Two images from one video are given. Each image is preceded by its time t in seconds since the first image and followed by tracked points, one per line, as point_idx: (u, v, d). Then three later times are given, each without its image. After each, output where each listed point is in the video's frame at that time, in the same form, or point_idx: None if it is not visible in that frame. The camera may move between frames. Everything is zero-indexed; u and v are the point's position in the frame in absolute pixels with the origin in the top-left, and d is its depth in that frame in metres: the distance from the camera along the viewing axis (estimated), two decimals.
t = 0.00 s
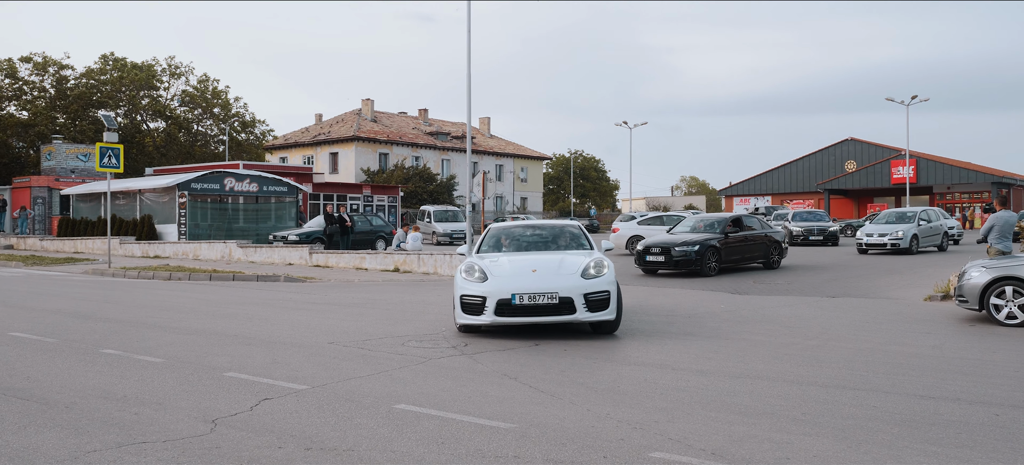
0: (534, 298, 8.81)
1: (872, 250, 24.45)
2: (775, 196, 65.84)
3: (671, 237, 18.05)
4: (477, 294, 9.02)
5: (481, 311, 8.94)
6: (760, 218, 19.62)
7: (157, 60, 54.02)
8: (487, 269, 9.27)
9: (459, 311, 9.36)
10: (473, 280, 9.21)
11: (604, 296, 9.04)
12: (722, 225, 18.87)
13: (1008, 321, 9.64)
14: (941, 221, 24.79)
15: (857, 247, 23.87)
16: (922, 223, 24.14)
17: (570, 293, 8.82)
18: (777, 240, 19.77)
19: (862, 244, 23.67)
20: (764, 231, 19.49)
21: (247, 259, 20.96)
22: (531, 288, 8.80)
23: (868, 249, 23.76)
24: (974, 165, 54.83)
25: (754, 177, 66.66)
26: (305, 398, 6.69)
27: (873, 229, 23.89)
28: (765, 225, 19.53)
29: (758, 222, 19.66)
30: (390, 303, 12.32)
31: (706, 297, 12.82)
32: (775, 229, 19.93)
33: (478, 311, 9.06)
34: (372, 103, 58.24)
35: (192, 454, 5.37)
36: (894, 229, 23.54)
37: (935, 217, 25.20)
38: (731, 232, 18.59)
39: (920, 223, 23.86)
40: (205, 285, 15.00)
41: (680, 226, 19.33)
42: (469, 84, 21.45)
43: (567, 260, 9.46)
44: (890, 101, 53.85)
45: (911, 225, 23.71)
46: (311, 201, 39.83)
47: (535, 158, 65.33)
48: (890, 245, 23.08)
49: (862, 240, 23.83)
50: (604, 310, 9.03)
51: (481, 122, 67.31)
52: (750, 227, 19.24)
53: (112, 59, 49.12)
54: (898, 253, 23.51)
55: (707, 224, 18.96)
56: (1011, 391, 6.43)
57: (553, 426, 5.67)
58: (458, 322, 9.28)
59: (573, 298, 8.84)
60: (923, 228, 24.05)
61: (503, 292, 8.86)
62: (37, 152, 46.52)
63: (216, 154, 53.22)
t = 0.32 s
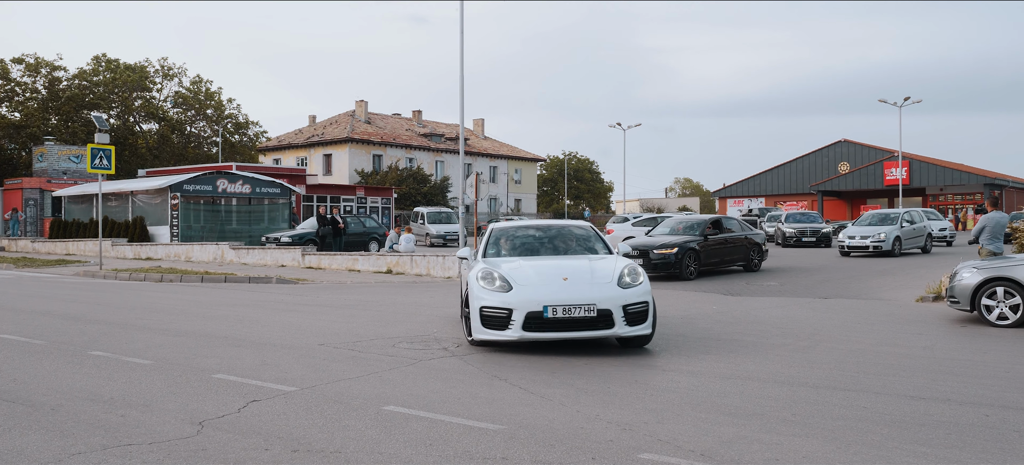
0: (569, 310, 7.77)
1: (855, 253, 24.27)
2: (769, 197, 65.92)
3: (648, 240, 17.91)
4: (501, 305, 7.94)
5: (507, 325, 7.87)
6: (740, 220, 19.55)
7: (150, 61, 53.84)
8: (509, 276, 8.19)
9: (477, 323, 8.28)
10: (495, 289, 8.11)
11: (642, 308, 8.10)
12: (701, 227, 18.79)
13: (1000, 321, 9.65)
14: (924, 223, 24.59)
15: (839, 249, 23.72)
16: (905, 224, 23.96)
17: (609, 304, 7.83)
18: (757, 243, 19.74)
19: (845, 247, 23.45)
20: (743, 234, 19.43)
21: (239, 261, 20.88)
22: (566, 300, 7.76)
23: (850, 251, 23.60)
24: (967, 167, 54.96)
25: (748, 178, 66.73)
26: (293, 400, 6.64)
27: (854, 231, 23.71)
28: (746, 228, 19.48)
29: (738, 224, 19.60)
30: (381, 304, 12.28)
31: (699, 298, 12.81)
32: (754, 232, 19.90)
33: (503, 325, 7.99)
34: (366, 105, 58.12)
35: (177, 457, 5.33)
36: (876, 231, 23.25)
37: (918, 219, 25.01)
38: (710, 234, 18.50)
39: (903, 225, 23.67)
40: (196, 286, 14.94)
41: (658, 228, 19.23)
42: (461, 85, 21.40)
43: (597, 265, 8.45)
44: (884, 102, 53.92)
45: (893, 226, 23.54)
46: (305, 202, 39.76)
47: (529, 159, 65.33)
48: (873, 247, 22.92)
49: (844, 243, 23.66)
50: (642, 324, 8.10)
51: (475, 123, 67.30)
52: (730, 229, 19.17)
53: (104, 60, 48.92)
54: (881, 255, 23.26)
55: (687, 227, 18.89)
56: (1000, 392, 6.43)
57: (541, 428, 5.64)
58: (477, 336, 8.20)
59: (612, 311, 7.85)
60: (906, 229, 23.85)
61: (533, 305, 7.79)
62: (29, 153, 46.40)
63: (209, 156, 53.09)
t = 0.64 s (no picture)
0: (633, 325, 6.72)
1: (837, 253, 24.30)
2: (762, 197, 66.04)
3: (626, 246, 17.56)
4: (552, 319, 6.83)
5: (560, 342, 6.76)
6: (717, 221, 19.57)
7: (142, 61, 53.61)
8: (557, 284, 7.07)
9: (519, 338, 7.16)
10: (542, 300, 6.98)
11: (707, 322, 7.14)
12: (679, 228, 18.82)
13: (989, 321, 9.68)
14: (906, 224, 24.58)
15: (821, 249, 23.71)
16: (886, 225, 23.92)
17: (676, 317, 6.83)
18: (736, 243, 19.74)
19: (825, 247, 23.48)
20: (721, 234, 19.42)
21: (231, 261, 20.81)
22: (628, 312, 6.71)
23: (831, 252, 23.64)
24: (958, 167, 55.15)
25: (740, 178, 66.86)
26: (280, 400, 6.60)
27: (835, 231, 23.67)
28: (724, 229, 19.45)
29: (716, 225, 19.60)
30: (372, 304, 12.24)
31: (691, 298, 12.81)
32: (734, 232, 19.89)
33: (553, 341, 6.89)
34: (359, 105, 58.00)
35: (161, 457, 5.28)
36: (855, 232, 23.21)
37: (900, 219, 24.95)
38: (687, 236, 18.52)
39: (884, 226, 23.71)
40: (186, 286, 14.87)
41: (635, 230, 19.26)
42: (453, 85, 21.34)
43: (649, 269, 7.44)
44: (876, 103, 53.99)
45: (875, 226, 23.54)
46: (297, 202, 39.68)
47: (522, 159, 65.32)
48: (854, 248, 22.94)
49: (825, 243, 23.64)
50: (707, 339, 7.15)
51: (468, 124, 67.29)
52: (708, 230, 19.18)
53: (96, 59, 48.65)
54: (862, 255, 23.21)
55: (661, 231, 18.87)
56: (989, 391, 6.43)
57: (529, 427, 5.61)
58: (519, 354, 7.07)
59: (679, 326, 6.85)
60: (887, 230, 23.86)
61: (591, 318, 6.71)
62: (20, 153, 46.22)
63: (202, 156, 52.93)
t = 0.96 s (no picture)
0: (738, 343, 5.66)
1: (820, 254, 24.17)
2: (755, 197, 66.12)
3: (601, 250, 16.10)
4: (641, 338, 5.73)
5: (651, 365, 5.67)
6: (693, 221, 19.66)
7: (135, 60, 53.45)
8: (640, 296, 5.99)
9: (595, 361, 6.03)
10: (623, 316, 5.87)
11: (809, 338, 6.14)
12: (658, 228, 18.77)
13: (979, 320, 9.69)
14: (890, 225, 24.43)
15: (802, 250, 23.68)
16: (869, 226, 23.70)
17: (783, 333, 5.80)
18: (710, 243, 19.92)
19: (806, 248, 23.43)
20: (697, 235, 19.57)
21: (223, 261, 20.75)
22: (732, 328, 5.66)
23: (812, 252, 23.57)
24: (950, 167, 55.32)
25: (734, 178, 66.94)
26: (266, 400, 6.56)
27: (816, 231, 23.59)
28: (700, 229, 19.60)
29: (691, 225, 19.69)
30: (362, 304, 12.19)
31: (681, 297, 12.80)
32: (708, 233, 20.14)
33: (640, 364, 5.78)
34: (352, 104, 57.89)
35: (145, 457, 5.24)
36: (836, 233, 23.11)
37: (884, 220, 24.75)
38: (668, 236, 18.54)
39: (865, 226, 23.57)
40: (178, 286, 14.80)
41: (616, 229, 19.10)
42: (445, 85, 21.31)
43: (734, 276, 6.43)
44: (869, 103, 54.06)
45: (856, 227, 23.42)
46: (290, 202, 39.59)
47: (516, 159, 65.30)
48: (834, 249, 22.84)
49: (805, 244, 23.63)
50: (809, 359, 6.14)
51: (462, 123, 67.19)
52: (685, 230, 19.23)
53: (88, 59, 48.47)
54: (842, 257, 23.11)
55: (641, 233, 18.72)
56: (977, 390, 6.43)
57: (516, 428, 5.58)
58: (596, 379, 5.97)
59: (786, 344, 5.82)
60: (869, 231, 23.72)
61: (689, 336, 5.63)
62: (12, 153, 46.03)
63: (194, 156, 52.82)
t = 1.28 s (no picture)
0: (995, 386, 4.09)
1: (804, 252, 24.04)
2: (747, 198, 66.23)
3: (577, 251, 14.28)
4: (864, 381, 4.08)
5: (883, 418, 4.04)
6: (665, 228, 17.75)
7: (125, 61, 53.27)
8: (848, 318, 4.31)
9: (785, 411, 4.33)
10: (833, 347, 4.19)
11: None
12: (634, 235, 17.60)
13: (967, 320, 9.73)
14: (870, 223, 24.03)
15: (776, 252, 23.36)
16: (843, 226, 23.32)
17: None
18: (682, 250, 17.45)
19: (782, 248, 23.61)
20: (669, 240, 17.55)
21: (212, 262, 20.66)
22: (987, 365, 4.08)
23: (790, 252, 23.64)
24: (940, 167, 55.52)
25: (726, 179, 67.06)
26: (249, 402, 6.51)
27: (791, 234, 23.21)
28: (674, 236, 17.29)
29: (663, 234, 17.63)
30: (350, 306, 12.14)
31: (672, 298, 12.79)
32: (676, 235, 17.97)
33: (859, 415, 4.13)
34: (344, 105, 57.77)
35: (123, 460, 5.18)
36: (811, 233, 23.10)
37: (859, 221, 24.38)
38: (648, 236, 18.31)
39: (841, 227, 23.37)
40: (165, 288, 14.72)
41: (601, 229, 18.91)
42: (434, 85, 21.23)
43: (934, 290, 4.86)
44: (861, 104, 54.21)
45: (831, 228, 23.30)
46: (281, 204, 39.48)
47: (508, 160, 65.28)
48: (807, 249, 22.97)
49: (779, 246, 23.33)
50: None
51: (453, 124, 67.12)
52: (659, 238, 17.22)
53: (77, 60, 48.28)
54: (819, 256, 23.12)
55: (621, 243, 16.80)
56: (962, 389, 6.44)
57: (498, 429, 5.54)
58: (791, 434, 4.30)
59: None
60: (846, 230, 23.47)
61: (935, 376, 4.02)
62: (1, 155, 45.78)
63: (185, 157, 52.71)
